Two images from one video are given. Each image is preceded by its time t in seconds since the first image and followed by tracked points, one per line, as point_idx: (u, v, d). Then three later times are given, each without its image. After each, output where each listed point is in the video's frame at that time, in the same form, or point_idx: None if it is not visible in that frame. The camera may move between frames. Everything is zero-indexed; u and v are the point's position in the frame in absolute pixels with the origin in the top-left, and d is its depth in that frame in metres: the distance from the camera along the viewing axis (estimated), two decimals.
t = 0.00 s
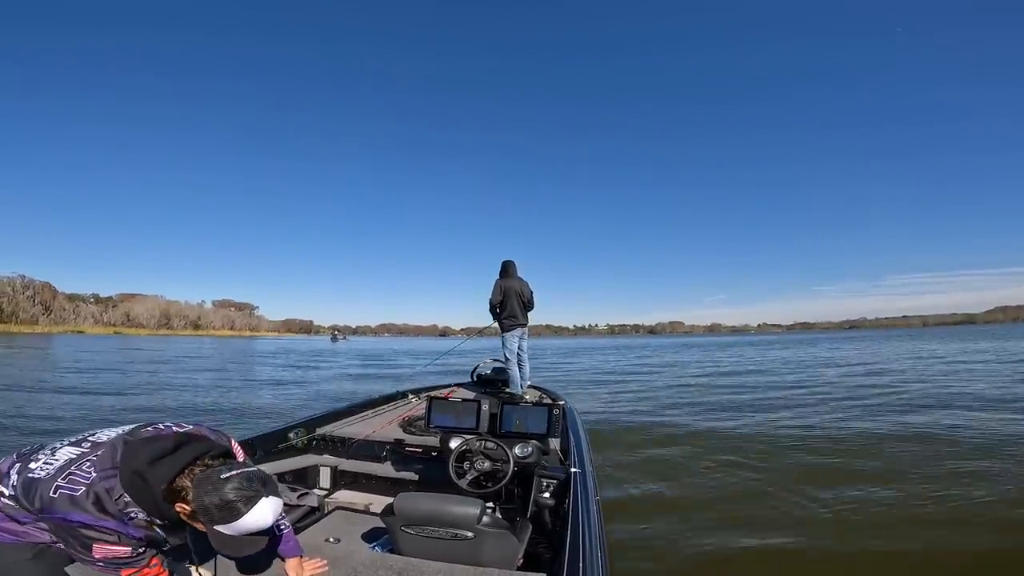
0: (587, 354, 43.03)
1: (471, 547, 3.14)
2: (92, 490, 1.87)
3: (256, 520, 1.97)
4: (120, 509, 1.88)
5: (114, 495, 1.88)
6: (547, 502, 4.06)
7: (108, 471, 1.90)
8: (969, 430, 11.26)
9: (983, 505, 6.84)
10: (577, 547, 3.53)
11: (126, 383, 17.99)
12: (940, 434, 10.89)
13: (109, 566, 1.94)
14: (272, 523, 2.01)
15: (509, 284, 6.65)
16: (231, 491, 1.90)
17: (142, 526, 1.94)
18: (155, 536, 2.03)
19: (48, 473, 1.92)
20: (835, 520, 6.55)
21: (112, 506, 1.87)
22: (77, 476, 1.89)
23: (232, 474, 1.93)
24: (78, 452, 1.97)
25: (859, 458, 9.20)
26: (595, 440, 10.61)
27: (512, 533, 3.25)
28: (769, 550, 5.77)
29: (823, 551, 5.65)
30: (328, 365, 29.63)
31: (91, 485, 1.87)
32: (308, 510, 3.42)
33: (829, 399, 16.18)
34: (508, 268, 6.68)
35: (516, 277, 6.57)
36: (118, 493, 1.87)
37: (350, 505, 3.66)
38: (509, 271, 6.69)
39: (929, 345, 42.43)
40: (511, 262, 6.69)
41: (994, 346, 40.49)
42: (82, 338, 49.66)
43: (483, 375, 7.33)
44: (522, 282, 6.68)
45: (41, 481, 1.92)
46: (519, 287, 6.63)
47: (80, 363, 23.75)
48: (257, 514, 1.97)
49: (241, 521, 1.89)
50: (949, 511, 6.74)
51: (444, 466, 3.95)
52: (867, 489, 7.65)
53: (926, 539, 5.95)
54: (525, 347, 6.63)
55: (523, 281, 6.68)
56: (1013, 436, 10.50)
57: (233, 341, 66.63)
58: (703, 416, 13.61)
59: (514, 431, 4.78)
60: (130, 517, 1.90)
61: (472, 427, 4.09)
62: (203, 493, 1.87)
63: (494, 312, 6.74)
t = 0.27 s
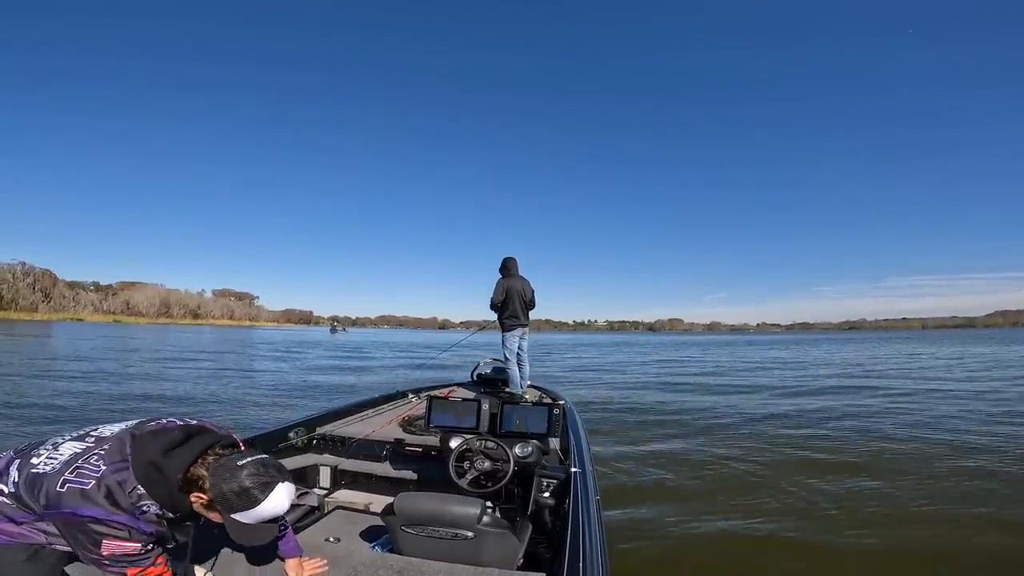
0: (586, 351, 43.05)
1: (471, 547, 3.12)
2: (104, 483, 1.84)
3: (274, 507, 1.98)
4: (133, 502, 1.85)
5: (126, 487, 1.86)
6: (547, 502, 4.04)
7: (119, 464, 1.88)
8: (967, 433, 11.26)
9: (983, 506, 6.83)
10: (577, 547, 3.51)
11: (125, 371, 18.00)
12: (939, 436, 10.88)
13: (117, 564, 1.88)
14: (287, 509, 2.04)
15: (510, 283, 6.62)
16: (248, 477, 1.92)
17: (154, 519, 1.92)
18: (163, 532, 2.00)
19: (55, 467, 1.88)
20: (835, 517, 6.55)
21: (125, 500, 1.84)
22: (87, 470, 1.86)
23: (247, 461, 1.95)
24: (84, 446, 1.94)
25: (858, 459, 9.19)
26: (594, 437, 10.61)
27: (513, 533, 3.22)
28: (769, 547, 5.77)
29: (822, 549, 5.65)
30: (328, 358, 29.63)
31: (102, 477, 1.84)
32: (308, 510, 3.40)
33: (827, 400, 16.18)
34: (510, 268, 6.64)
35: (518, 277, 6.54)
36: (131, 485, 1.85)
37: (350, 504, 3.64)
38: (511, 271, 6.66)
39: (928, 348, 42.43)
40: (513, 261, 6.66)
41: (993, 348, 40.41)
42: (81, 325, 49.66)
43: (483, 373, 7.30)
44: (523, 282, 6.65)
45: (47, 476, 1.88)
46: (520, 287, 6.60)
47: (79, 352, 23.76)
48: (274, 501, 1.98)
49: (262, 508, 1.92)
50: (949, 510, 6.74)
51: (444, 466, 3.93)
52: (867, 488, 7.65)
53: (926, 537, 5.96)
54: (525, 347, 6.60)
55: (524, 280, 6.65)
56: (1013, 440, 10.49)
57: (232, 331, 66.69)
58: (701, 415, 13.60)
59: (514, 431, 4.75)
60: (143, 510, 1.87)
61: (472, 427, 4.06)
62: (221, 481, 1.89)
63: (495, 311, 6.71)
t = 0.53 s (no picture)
0: (585, 348, 43.05)
1: (471, 547, 3.12)
2: (113, 465, 1.85)
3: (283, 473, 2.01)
4: (143, 483, 1.86)
5: (135, 467, 1.86)
6: (547, 502, 4.04)
7: (125, 447, 1.89)
8: (966, 431, 11.27)
9: (982, 501, 6.85)
10: (577, 547, 3.50)
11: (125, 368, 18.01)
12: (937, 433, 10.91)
13: (122, 549, 1.85)
14: (296, 475, 2.07)
15: (511, 282, 6.62)
16: (253, 444, 1.97)
17: (161, 503, 1.92)
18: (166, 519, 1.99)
19: (62, 454, 1.88)
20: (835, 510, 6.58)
21: (135, 481, 1.85)
22: (95, 453, 1.86)
23: (250, 429, 2.00)
24: (88, 436, 1.95)
25: (857, 456, 9.21)
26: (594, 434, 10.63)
27: (513, 533, 3.22)
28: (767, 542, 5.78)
29: (821, 545, 5.67)
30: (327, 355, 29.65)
31: (111, 459, 1.85)
32: (308, 510, 3.40)
33: (826, 397, 16.18)
34: (510, 267, 6.64)
35: (518, 276, 6.53)
36: (140, 465, 1.86)
37: (350, 504, 3.63)
38: (511, 270, 6.65)
39: (927, 346, 42.44)
40: (513, 261, 6.65)
41: (991, 345, 40.40)
42: (81, 322, 49.69)
43: (483, 373, 7.30)
44: (523, 281, 6.64)
45: (54, 463, 1.87)
46: (520, 286, 6.60)
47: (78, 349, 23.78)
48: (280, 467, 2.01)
49: (267, 472, 1.95)
50: (949, 506, 6.76)
51: (444, 465, 3.93)
52: (866, 483, 7.67)
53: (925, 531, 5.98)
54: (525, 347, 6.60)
55: (524, 280, 6.65)
56: (1011, 437, 10.50)
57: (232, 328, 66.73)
58: (701, 412, 13.62)
59: (514, 431, 4.75)
60: (151, 491, 1.87)
61: (472, 427, 4.06)
62: (229, 449, 1.93)
63: (495, 311, 6.71)
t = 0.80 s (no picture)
0: (585, 349, 43.07)
1: (471, 547, 3.13)
2: (98, 458, 1.90)
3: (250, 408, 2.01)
4: (131, 469, 1.92)
5: (119, 456, 1.92)
6: (548, 502, 4.05)
7: (104, 440, 1.94)
8: (968, 426, 11.25)
9: (984, 499, 6.84)
10: (577, 547, 3.51)
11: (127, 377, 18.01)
12: (939, 429, 10.89)
13: (121, 539, 1.90)
14: (259, 408, 2.02)
15: (510, 283, 6.65)
16: (197, 401, 1.92)
17: (151, 489, 1.98)
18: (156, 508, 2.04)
19: (48, 452, 1.92)
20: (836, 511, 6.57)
21: (123, 468, 1.91)
22: (79, 449, 1.91)
23: (190, 390, 1.94)
24: (70, 434, 2.00)
25: (858, 454, 9.20)
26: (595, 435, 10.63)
27: (513, 533, 3.23)
28: (769, 540, 5.78)
29: (822, 541, 5.67)
30: (328, 361, 29.64)
31: (95, 452, 1.90)
32: (308, 511, 3.41)
33: (827, 394, 16.18)
34: (509, 268, 6.66)
35: (517, 276, 6.56)
36: (122, 453, 1.92)
37: (350, 505, 3.65)
38: (510, 271, 6.67)
39: (927, 341, 42.46)
40: (512, 261, 6.68)
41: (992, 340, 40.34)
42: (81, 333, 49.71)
43: (483, 373, 7.31)
44: (522, 282, 6.67)
45: (41, 461, 1.91)
46: (519, 287, 6.62)
47: (78, 359, 23.77)
48: (244, 402, 2.00)
49: (239, 412, 1.93)
50: (949, 505, 6.76)
51: (445, 466, 3.95)
52: (867, 480, 7.67)
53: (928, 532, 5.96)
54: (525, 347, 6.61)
55: (523, 280, 6.67)
56: (1012, 432, 10.50)
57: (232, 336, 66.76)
58: (703, 411, 13.62)
59: (514, 431, 4.76)
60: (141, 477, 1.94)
61: (472, 427, 4.07)
62: (181, 418, 1.91)
63: (495, 311, 6.73)
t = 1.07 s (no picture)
0: (587, 354, 43.00)
1: (471, 547, 3.14)
2: (105, 463, 1.93)
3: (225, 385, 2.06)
4: (142, 469, 1.97)
5: (125, 459, 1.95)
6: (547, 502, 4.06)
7: (102, 446, 1.96)
8: (971, 423, 11.22)
9: (987, 495, 6.82)
10: (576, 547, 3.53)
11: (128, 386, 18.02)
12: (941, 427, 10.87)
13: (144, 539, 1.93)
14: (233, 388, 2.06)
15: (509, 283, 6.67)
16: (175, 397, 1.96)
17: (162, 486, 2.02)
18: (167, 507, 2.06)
19: (53, 462, 1.95)
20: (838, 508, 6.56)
21: (134, 470, 1.96)
22: (83, 457, 1.94)
23: (165, 389, 1.97)
24: (67, 441, 2.01)
25: (861, 452, 9.18)
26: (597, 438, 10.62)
27: (512, 534, 3.24)
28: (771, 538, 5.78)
29: (822, 541, 5.66)
30: (329, 369, 29.63)
31: (101, 458, 1.94)
32: (308, 511, 3.43)
33: (830, 394, 16.14)
34: (510, 268, 6.69)
35: (517, 277, 6.58)
36: (127, 456, 1.95)
37: (350, 505, 3.67)
38: (511, 271, 6.70)
39: (929, 340, 42.34)
40: (513, 261, 6.69)
41: (996, 339, 40.18)
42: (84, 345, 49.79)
43: (484, 375, 7.32)
44: (522, 282, 6.69)
45: (50, 471, 1.93)
46: (520, 287, 6.64)
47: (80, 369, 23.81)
48: (217, 383, 2.03)
49: (221, 396, 1.96)
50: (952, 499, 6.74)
51: (445, 466, 3.96)
52: (869, 478, 7.65)
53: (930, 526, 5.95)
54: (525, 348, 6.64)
55: (523, 281, 6.70)
56: (1015, 429, 10.48)
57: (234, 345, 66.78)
58: (704, 412, 13.60)
59: (514, 431, 4.78)
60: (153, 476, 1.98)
61: (472, 427, 4.09)
62: (166, 416, 1.96)
63: (495, 312, 6.75)
